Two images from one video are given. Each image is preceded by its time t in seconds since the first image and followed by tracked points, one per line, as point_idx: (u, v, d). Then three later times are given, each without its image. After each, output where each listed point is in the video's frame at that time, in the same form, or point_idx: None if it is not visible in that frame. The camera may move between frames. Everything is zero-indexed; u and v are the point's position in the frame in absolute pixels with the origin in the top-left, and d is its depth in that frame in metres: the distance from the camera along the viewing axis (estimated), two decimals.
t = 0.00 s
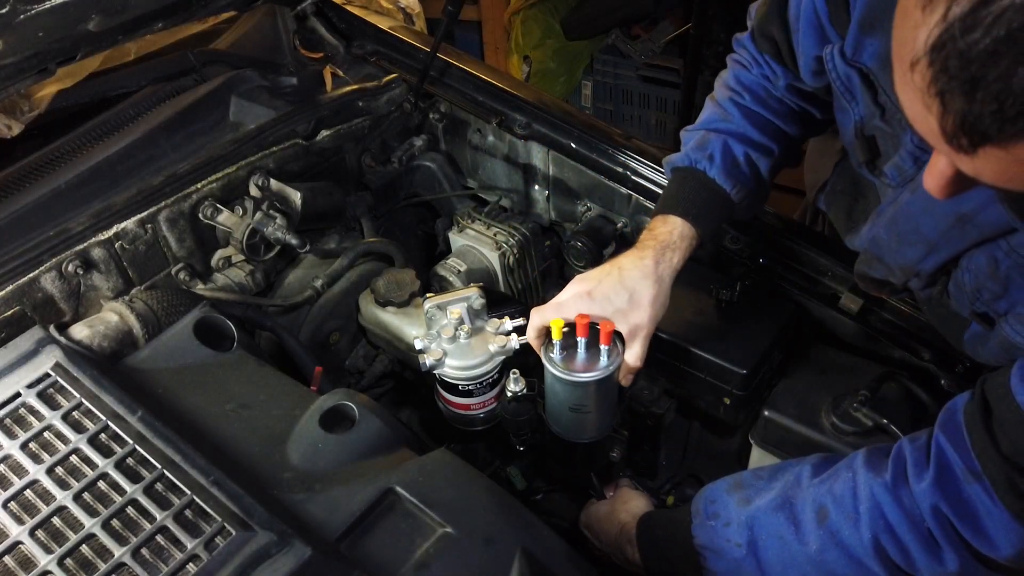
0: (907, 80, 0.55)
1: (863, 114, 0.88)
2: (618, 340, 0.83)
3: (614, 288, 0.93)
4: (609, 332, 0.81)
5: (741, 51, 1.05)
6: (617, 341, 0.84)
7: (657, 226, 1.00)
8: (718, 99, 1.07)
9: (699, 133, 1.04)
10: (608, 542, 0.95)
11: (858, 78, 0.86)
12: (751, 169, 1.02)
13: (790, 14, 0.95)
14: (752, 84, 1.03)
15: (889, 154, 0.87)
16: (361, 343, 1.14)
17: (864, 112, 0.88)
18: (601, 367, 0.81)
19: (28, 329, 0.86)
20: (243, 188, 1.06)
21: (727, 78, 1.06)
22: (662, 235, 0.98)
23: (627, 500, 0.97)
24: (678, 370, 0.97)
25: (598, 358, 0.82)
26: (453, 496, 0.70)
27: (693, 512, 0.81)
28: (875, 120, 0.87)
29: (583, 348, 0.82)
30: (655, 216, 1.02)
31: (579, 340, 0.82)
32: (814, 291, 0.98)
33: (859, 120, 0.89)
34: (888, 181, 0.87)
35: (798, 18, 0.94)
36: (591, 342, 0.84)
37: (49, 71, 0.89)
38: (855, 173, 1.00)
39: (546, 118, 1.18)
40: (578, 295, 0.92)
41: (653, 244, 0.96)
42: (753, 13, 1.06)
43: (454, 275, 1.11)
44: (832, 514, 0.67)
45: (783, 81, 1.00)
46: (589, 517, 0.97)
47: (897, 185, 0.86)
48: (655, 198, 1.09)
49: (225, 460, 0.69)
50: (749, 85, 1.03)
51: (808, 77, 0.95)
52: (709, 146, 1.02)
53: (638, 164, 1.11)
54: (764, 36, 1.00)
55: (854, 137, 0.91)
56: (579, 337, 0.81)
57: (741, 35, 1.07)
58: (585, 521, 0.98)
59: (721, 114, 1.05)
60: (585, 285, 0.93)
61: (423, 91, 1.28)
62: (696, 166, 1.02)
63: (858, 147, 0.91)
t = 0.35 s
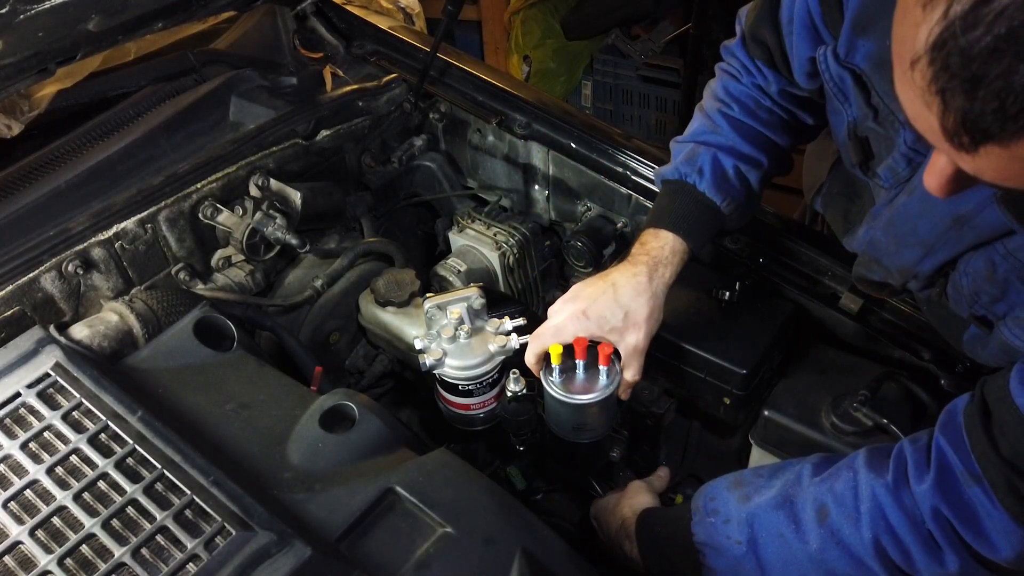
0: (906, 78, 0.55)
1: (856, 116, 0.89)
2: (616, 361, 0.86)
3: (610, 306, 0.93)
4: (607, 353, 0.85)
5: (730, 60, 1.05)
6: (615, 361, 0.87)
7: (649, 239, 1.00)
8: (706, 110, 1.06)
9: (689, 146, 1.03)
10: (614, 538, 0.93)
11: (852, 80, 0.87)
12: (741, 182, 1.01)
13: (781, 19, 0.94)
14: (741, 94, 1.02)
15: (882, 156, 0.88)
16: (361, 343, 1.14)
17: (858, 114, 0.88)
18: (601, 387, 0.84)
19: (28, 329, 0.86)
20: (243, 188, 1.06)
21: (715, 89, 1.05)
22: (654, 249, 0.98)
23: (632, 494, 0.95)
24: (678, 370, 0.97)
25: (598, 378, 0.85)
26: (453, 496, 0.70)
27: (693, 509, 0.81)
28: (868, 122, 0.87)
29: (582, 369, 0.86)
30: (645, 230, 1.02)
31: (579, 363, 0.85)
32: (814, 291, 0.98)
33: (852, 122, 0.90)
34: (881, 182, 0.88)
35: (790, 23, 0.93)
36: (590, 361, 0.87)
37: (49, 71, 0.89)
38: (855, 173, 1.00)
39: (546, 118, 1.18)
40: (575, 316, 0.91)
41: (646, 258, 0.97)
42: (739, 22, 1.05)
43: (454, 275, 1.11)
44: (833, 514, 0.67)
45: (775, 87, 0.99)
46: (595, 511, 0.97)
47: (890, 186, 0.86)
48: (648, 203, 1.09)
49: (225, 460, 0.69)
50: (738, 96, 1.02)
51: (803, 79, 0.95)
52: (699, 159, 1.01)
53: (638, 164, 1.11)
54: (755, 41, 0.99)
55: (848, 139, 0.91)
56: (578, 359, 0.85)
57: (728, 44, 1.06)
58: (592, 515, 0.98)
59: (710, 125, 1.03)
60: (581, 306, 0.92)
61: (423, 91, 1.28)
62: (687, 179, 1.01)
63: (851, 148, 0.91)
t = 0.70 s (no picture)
0: (878, 45, 0.56)
1: (848, 110, 0.89)
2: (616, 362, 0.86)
3: (605, 309, 0.93)
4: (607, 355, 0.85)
5: (725, 61, 1.04)
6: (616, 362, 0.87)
7: (644, 239, 1.00)
8: (701, 110, 1.05)
9: (685, 147, 1.03)
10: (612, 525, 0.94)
11: (843, 74, 0.86)
12: (735, 183, 1.01)
13: (776, 16, 0.94)
14: (736, 95, 1.02)
15: (874, 150, 0.88)
16: (361, 343, 1.14)
17: (850, 108, 0.88)
18: (601, 388, 0.85)
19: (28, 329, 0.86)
20: (243, 188, 1.06)
21: (710, 89, 1.05)
22: (650, 250, 0.98)
23: (635, 487, 0.97)
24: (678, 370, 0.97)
25: (598, 380, 0.85)
26: (453, 496, 0.70)
27: (698, 505, 0.81)
28: (860, 116, 0.87)
29: (582, 370, 0.86)
30: (639, 230, 1.03)
31: (579, 364, 0.85)
32: (813, 290, 0.98)
33: (844, 116, 0.90)
34: (872, 177, 0.88)
35: (784, 20, 0.92)
36: (590, 363, 0.87)
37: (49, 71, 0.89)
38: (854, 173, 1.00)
39: (546, 118, 1.18)
40: (569, 321, 0.92)
41: (641, 260, 0.97)
42: (734, 22, 1.05)
43: (453, 275, 1.11)
44: (839, 513, 0.67)
45: (771, 86, 0.99)
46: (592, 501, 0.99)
47: (881, 181, 0.87)
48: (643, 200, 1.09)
49: (225, 460, 0.69)
50: (733, 97, 1.02)
51: (796, 76, 0.94)
52: (695, 161, 1.01)
53: (638, 164, 1.11)
54: (751, 40, 0.98)
55: (840, 133, 0.91)
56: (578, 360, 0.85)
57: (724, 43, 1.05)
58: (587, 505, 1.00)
59: (706, 125, 1.03)
60: (575, 310, 0.93)
61: (423, 91, 1.27)
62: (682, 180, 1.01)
63: (843, 143, 0.91)
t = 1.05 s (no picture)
0: None
1: (842, 99, 0.90)
2: (617, 365, 0.87)
3: (605, 309, 0.94)
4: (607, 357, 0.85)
5: (721, 60, 1.05)
6: (616, 364, 0.88)
7: (642, 237, 1.01)
8: (697, 109, 1.06)
9: (682, 145, 1.03)
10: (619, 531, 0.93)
11: (836, 61, 0.87)
12: (731, 179, 1.02)
13: (771, 11, 0.95)
14: (733, 92, 1.03)
15: (867, 137, 0.88)
16: (360, 343, 1.14)
17: (843, 97, 0.89)
18: (602, 391, 0.85)
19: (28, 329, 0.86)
20: (243, 188, 1.06)
21: (706, 88, 1.06)
22: (649, 249, 0.99)
23: (637, 490, 0.96)
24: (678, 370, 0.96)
25: (599, 382, 0.86)
26: (453, 496, 0.70)
27: (701, 510, 0.80)
28: (854, 104, 0.88)
29: (582, 373, 0.87)
30: (637, 228, 1.04)
31: (579, 366, 0.86)
32: (814, 290, 0.99)
33: (839, 105, 0.91)
34: (866, 164, 0.88)
35: (779, 14, 0.93)
36: (590, 365, 0.88)
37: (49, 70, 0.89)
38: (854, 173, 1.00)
39: (546, 117, 1.18)
40: (569, 323, 0.92)
41: (640, 258, 0.98)
42: (729, 20, 1.06)
43: (453, 274, 1.11)
44: (843, 514, 0.68)
45: (768, 83, 1.00)
46: (596, 497, 0.99)
47: (875, 168, 0.86)
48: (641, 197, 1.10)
49: (226, 461, 0.69)
50: (729, 94, 1.03)
51: (793, 68, 0.95)
52: (693, 159, 1.01)
53: (638, 164, 1.11)
54: (747, 35, 1.00)
55: (834, 121, 0.92)
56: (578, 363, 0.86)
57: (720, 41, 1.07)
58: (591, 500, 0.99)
59: (703, 124, 1.04)
60: (575, 313, 0.93)
61: (423, 91, 1.27)
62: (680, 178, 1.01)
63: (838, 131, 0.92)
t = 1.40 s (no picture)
0: None
1: (849, 92, 0.89)
2: (617, 365, 0.87)
3: (707, 297, 0.85)
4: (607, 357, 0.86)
5: (743, 42, 1.05)
6: (616, 363, 0.88)
7: (720, 222, 0.93)
8: (732, 89, 1.03)
9: (731, 122, 0.99)
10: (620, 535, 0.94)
11: (846, 55, 0.87)
12: (791, 147, 0.99)
13: None
14: (765, 67, 1.01)
15: (871, 134, 0.89)
16: (360, 343, 1.14)
17: (850, 91, 0.89)
18: (601, 390, 0.86)
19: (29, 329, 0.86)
20: (243, 188, 1.06)
21: (735, 70, 1.04)
22: (729, 233, 0.92)
23: (637, 493, 0.95)
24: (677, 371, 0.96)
25: (598, 382, 0.86)
26: (453, 496, 0.70)
27: (702, 512, 0.79)
28: (861, 99, 0.88)
29: (582, 374, 0.87)
30: (710, 211, 0.96)
31: (579, 366, 0.86)
32: (815, 289, 0.98)
33: (845, 99, 0.90)
34: (870, 160, 0.88)
35: None
36: (589, 366, 0.88)
37: (49, 70, 0.89)
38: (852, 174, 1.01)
39: (546, 117, 1.18)
40: (683, 340, 0.83)
41: (726, 243, 0.90)
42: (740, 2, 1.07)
43: (454, 275, 1.11)
44: (843, 513, 0.67)
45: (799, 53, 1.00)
46: (595, 500, 0.99)
47: (880, 165, 0.87)
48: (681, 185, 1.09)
49: (226, 461, 0.69)
50: (763, 69, 1.01)
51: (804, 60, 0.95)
52: (751, 132, 0.97)
53: (638, 164, 1.11)
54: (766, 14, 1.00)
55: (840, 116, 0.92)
56: (578, 363, 0.86)
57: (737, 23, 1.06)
58: (591, 503, 1.00)
59: (747, 101, 1.00)
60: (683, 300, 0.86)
61: (423, 90, 1.27)
62: (741, 153, 0.97)
63: (842, 125, 0.92)
